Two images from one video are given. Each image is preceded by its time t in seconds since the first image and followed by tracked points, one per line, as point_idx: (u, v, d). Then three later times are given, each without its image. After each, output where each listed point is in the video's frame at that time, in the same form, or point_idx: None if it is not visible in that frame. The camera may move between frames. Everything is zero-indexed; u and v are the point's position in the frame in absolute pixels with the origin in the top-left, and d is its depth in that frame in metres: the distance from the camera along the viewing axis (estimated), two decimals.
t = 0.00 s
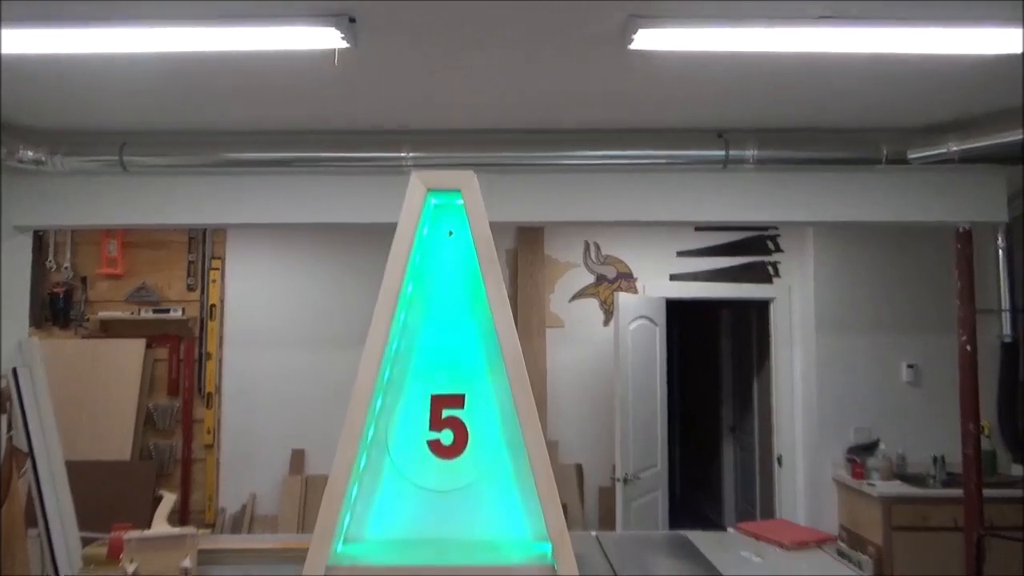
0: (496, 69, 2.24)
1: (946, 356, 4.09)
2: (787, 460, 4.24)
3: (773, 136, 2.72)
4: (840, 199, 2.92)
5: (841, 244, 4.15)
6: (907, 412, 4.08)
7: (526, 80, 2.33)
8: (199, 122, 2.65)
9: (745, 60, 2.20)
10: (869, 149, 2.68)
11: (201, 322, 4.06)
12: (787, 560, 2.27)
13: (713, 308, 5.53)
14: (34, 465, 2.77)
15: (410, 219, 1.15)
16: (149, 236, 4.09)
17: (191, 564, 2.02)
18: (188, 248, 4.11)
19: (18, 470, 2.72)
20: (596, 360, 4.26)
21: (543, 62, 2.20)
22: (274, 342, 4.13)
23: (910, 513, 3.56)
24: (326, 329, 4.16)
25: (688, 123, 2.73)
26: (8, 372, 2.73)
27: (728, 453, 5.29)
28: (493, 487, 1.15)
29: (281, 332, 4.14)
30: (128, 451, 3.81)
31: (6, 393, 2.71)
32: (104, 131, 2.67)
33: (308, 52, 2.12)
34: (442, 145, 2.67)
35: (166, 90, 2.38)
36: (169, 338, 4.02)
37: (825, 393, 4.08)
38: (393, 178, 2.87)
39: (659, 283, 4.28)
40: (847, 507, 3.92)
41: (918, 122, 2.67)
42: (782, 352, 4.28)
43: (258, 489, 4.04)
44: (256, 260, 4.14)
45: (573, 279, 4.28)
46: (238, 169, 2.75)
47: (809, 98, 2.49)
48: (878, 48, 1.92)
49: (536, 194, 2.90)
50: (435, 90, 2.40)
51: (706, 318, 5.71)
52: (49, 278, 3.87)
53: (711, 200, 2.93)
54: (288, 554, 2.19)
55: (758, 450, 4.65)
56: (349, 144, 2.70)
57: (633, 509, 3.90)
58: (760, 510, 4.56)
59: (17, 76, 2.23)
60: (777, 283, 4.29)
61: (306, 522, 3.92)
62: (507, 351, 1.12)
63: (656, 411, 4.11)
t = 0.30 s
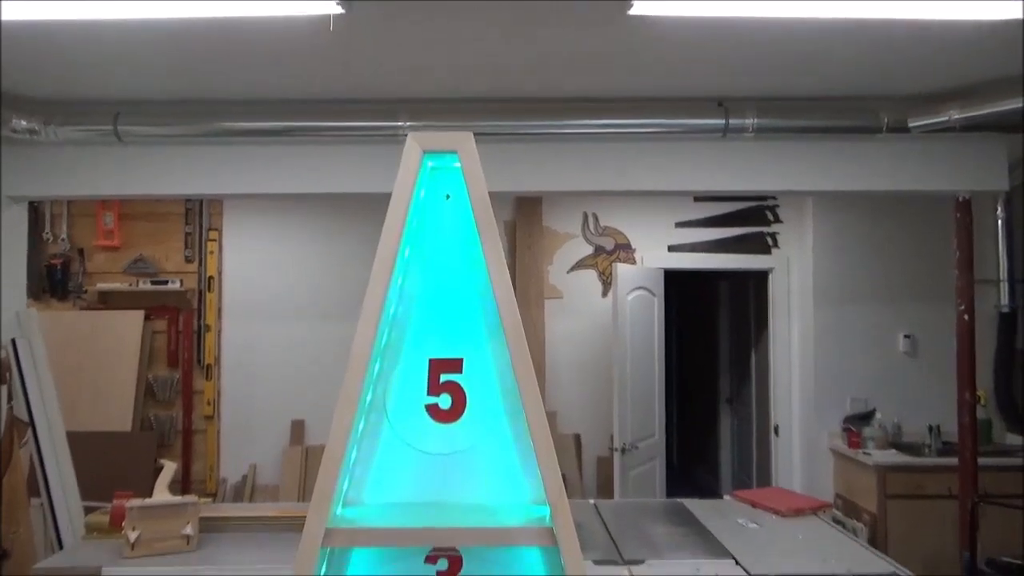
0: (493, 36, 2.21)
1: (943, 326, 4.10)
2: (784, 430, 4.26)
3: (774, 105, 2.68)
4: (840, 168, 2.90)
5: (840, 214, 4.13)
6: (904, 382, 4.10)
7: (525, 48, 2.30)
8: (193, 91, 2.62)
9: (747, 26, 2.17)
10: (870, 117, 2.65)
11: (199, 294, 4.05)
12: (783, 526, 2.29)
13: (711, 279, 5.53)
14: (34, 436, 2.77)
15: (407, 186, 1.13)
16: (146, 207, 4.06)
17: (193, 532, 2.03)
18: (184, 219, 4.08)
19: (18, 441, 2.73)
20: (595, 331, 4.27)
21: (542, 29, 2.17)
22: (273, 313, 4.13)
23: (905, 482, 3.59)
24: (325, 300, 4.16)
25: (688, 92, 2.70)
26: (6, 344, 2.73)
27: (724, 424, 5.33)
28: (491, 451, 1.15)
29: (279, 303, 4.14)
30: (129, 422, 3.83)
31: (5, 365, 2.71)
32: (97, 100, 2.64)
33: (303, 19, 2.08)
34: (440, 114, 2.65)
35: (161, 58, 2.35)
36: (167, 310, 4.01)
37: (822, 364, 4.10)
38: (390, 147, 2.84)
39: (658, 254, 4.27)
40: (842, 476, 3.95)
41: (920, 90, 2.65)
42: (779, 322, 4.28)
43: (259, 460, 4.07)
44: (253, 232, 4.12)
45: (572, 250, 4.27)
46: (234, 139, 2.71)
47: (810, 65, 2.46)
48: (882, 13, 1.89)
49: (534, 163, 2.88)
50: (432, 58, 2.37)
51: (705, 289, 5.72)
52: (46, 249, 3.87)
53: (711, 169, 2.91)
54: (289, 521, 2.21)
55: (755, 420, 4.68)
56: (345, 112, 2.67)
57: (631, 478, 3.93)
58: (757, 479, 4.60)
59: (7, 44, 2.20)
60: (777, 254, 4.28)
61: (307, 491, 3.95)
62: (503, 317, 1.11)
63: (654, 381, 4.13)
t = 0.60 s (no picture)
0: (492, 14, 2.19)
1: (942, 307, 4.11)
2: (782, 410, 4.28)
3: (774, 84, 2.67)
4: (840, 148, 2.89)
5: (840, 195, 4.12)
6: (901, 362, 4.12)
7: (524, 28, 2.29)
8: (189, 70, 2.60)
9: (747, 6, 2.16)
10: (871, 96, 2.64)
11: (199, 275, 4.04)
12: (780, 504, 2.31)
13: (711, 260, 5.53)
14: (34, 416, 2.77)
15: (408, 147, 0.95)
16: (144, 188, 4.05)
17: (194, 509, 2.04)
18: (183, 200, 4.06)
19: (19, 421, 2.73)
20: (593, 312, 4.27)
21: (541, 8, 2.15)
22: (272, 294, 4.13)
23: (902, 461, 3.61)
24: (324, 281, 4.16)
25: (688, 71, 2.69)
26: (5, 324, 2.73)
27: (723, 405, 5.35)
28: (492, 445, 0.97)
29: (278, 284, 4.14)
30: (129, 402, 3.83)
31: (4, 345, 2.71)
32: (94, 80, 2.62)
33: None
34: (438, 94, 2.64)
35: (157, 38, 2.33)
36: (166, 291, 4.00)
37: (820, 344, 4.11)
38: (388, 127, 2.83)
39: (657, 234, 4.27)
40: (840, 455, 3.97)
41: (920, 70, 2.63)
42: (778, 303, 4.29)
43: (259, 440, 4.09)
44: (252, 213, 4.12)
45: (571, 231, 4.26)
46: (231, 118, 2.70)
47: (811, 44, 2.44)
48: None
49: (533, 143, 2.87)
50: (430, 37, 2.36)
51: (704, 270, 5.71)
52: (44, 230, 3.90)
53: (710, 149, 2.89)
54: (289, 499, 2.22)
55: (754, 400, 4.70)
56: (343, 92, 2.65)
57: (629, 458, 3.96)
58: (755, 459, 4.63)
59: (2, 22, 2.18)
60: (776, 235, 4.27)
61: (307, 471, 3.98)
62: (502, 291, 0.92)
63: (652, 361, 4.15)
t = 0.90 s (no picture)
0: None
1: (940, 284, 4.11)
2: (780, 387, 4.29)
3: (773, 60, 2.65)
4: (839, 124, 2.87)
5: (839, 173, 4.10)
6: (899, 339, 4.13)
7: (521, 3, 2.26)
8: (184, 47, 2.58)
9: None
10: (871, 71, 2.62)
11: (196, 255, 4.03)
12: (777, 478, 2.32)
13: (710, 239, 5.51)
14: (34, 394, 2.76)
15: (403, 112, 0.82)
16: (140, 167, 4.02)
17: (194, 486, 2.05)
18: (179, 178, 4.03)
19: (18, 399, 2.72)
20: (592, 290, 4.27)
21: None
22: (270, 273, 4.13)
23: (899, 437, 3.63)
24: (321, 261, 4.16)
25: (687, 47, 2.67)
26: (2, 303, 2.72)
27: (721, 383, 5.37)
28: (492, 441, 0.83)
29: (276, 263, 4.13)
30: (128, 382, 3.84)
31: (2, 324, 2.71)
32: (88, 57, 2.59)
33: None
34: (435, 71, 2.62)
35: (150, 14, 2.30)
36: (164, 271, 3.98)
37: (818, 322, 4.11)
38: (384, 104, 2.81)
39: (656, 212, 4.26)
40: (837, 432, 3.99)
41: (921, 45, 2.61)
42: (777, 282, 4.28)
43: (259, 418, 4.10)
44: (249, 192, 4.10)
45: (569, 209, 4.25)
46: (227, 95, 2.68)
47: (811, 19, 2.41)
48: None
49: (531, 120, 2.85)
50: (426, 13, 2.33)
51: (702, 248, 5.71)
52: (41, 209, 3.89)
53: (709, 125, 2.88)
54: (290, 475, 2.23)
55: (752, 377, 4.72)
56: (339, 69, 2.63)
57: (627, 435, 3.97)
58: (752, 436, 4.65)
59: None
60: (775, 213, 4.26)
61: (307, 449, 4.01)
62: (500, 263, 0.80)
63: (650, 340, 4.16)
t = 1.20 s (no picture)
0: None
1: (940, 260, 4.11)
2: (778, 364, 4.30)
3: (775, 34, 2.62)
4: (841, 99, 2.85)
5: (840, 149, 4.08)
6: (897, 316, 4.13)
7: None
8: (180, 22, 2.55)
9: None
10: (873, 46, 2.60)
11: (195, 233, 4.02)
12: (776, 453, 2.34)
13: (710, 217, 5.49)
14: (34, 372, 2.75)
15: (400, 74, 0.76)
16: (137, 145, 3.99)
17: (195, 462, 2.06)
18: (176, 157, 4.00)
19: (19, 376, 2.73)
20: (591, 267, 4.26)
21: None
22: (269, 252, 4.12)
23: (897, 413, 3.65)
24: (320, 239, 4.15)
25: (688, 21, 2.64)
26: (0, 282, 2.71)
27: (720, 361, 5.38)
28: (492, 414, 0.78)
29: (274, 241, 4.13)
30: (128, 360, 3.84)
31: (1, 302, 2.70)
32: (82, 32, 2.56)
33: None
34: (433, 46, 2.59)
35: None
36: (162, 250, 3.96)
37: (817, 299, 4.11)
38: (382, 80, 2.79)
39: (655, 190, 4.24)
40: (836, 408, 4.00)
41: (924, 19, 2.58)
42: (777, 259, 4.27)
43: (259, 396, 4.12)
44: (247, 170, 4.08)
45: (569, 186, 4.23)
46: (223, 70, 2.65)
47: None
48: None
49: (530, 96, 2.83)
50: None
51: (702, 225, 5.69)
52: (38, 188, 3.88)
53: (709, 100, 2.85)
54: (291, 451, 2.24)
55: (751, 354, 4.72)
56: (337, 44, 2.61)
57: (626, 411, 3.99)
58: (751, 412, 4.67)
59: None
60: (775, 189, 4.24)
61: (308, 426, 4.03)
62: (498, 231, 0.75)
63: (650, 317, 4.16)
